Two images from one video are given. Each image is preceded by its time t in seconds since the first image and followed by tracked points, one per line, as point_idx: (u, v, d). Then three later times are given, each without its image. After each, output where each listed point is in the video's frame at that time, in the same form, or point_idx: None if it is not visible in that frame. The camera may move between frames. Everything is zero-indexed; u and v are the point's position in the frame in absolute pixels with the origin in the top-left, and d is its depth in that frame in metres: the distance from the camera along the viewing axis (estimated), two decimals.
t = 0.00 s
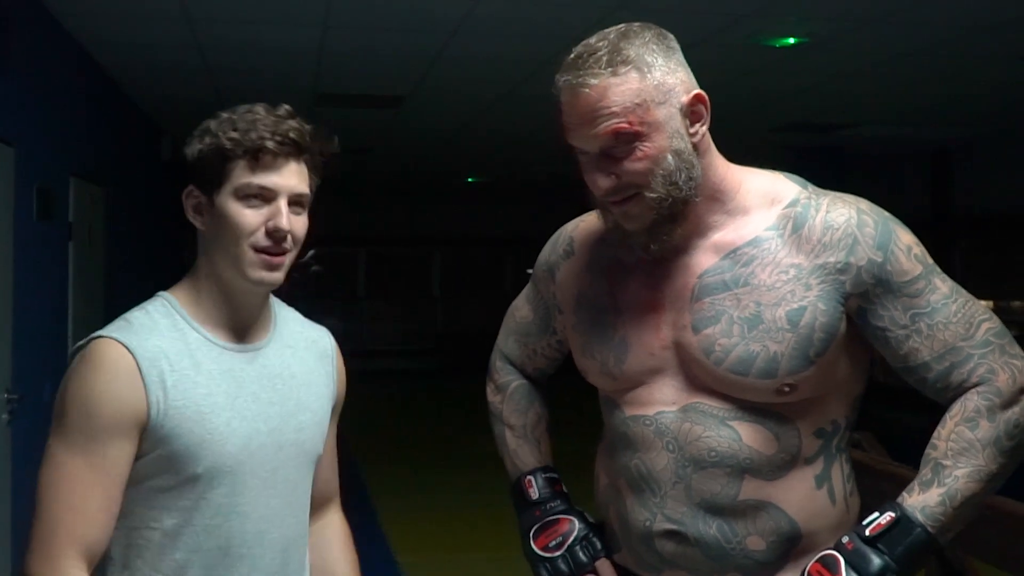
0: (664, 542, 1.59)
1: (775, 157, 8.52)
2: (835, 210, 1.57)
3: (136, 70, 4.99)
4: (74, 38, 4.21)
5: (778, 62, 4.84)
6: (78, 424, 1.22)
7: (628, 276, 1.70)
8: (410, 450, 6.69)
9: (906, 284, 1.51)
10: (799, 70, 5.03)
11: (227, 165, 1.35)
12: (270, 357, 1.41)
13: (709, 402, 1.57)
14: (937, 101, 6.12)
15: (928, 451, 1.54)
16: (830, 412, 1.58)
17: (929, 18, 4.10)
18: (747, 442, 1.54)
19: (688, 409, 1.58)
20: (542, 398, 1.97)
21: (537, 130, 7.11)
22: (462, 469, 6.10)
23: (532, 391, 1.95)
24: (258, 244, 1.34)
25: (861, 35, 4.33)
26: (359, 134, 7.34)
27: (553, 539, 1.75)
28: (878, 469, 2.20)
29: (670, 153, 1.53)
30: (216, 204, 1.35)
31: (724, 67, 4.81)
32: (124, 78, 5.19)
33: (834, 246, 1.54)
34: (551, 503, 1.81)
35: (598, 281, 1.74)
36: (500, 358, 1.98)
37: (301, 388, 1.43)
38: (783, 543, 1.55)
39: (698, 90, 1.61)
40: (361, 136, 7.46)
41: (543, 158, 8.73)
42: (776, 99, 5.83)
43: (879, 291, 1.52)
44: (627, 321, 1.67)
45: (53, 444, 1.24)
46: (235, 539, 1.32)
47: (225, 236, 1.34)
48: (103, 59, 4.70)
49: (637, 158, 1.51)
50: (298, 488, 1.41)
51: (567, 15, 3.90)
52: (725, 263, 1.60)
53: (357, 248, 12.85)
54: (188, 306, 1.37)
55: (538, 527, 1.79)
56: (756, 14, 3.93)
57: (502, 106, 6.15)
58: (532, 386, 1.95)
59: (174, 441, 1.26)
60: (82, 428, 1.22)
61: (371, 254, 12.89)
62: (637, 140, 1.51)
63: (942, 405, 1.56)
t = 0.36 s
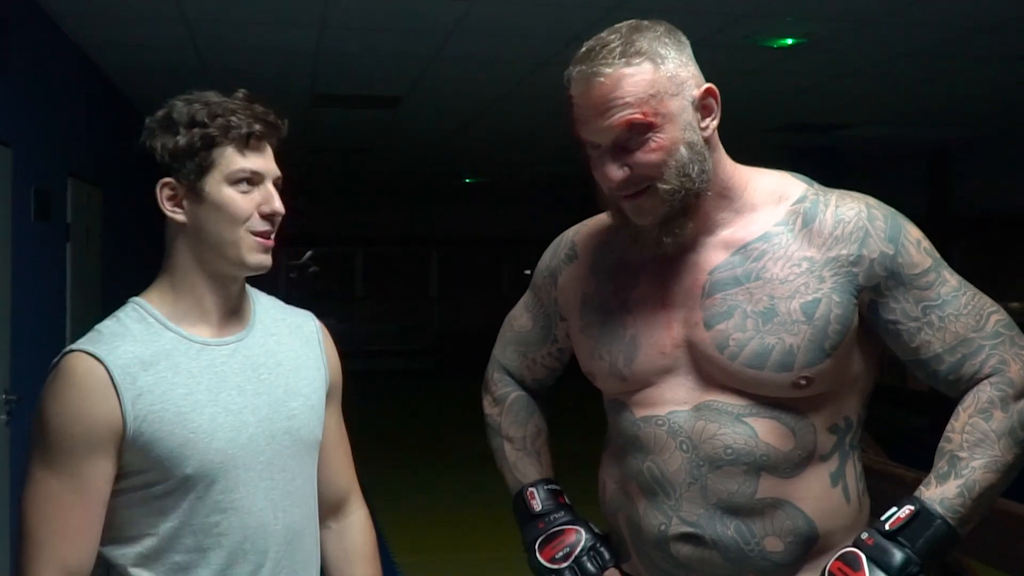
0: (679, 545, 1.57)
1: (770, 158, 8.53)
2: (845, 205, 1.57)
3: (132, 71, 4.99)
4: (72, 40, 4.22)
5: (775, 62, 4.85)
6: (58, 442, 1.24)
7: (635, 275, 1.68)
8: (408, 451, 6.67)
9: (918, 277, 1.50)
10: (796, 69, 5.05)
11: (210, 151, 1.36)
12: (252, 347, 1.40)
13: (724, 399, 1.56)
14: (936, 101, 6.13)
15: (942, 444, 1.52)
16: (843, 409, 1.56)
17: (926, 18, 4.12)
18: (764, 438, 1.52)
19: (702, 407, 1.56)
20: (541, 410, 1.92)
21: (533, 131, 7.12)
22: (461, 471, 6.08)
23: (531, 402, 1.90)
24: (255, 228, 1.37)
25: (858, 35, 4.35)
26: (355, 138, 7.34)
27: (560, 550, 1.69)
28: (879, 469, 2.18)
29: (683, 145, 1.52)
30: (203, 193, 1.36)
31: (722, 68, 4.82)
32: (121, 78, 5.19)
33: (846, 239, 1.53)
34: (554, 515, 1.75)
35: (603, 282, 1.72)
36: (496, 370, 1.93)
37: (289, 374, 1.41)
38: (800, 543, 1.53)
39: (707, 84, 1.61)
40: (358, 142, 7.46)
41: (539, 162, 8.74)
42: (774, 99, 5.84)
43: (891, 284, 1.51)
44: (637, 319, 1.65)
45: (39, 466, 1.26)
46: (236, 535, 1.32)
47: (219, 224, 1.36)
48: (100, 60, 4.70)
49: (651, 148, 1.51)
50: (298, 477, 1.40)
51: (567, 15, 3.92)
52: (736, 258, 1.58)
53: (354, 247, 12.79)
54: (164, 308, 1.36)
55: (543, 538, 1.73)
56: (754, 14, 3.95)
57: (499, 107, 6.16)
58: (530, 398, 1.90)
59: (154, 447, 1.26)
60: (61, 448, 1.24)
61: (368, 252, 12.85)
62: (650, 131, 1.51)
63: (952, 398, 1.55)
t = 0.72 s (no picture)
0: (670, 541, 1.56)
1: (773, 159, 8.51)
2: (847, 204, 1.55)
3: (133, 67, 4.97)
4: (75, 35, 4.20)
5: (779, 61, 4.82)
6: (63, 442, 1.22)
7: (633, 270, 1.66)
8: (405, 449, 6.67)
9: (918, 277, 1.49)
10: (800, 69, 5.02)
11: (226, 147, 1.33)
12: (260, 344, 1.39)
13: (718, 395, 1.54)
14: (939, 102, 6.10)
15: (938, 446, 1.51)
16: (839, 408, 1.55)
17: (931, 20, 4.10)
18: (757, 435, 1.51)
19: (695, 402, 1.55)
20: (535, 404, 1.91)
21: (536, 129, 7.10)
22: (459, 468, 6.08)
23: (525, 395, 1.89)
24: (271, 226, 1.35)
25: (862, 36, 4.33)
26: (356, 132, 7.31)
27: (552, 545, 1.68)
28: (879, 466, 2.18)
29: (690, 136, 1.51)
30: (218, 190, 1.33)
31: (726, 68, 4.79)
32: (122, 75, 5.17)
33: (846, 238, 1.51)
34: (547, 509, 1.74)
35: (600, 274, 1.70)
36: (491, 361, 1.91)
37: (296, 371, 1.40)
38: (793, 542, 1.52)
39: (715, 77, 1.59)
40: (359, 136, 7.43)
41: (540, 158, 8.72)
42: (778, 99, 5.81)
43: (891, 283, 1.49)
44: (633, 313, 1.63)
45: (43, 465, 1.24)
46: (244, 535, 1.31)
47: (234, 221, 1.33)
48: (101, 56, 4.69)
49: (657, 136, 1.49)
50: (305, 475, 1.39)
51: (571, 14, 3.90)
52: (735, 254, 1.57)
53: (353, 246, 12.89)
54: (170, 304, 1.35)
55: (535, 533, 1.71)
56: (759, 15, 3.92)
57: (502, 105, 6.15)
58: (524, 390, 1.89)
59: (164, 447, 1.25)
60: (67, 447, 1.22)
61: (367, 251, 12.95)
62: (656, 120, 1.49)
63: (951, 401, 1.53)
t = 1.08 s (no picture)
0: (649, 535, 1.55)
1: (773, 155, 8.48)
2: (833, 200, 1.54)
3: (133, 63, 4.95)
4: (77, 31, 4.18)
5: (781, 53, 4.79)
6: (77, 439, 1.22)
7: (620, 262, 1.65)
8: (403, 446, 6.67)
9: (903, 275, 1.48)
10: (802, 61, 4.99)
11: (239, 149, 1.31)
12: (269, 340, 1.38)
13: (699, 391, 1.54)
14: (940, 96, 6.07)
15: (922, 445, 1.50)
16: (822, 405, 1.54)
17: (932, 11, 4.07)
18: (737, 432, 1.50)
19: (677, 398, 1.54)
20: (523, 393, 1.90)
21: (538, 125, 7.07)
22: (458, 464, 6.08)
23: (513, 383, 1.88)
24: (281, 228, 1.34)
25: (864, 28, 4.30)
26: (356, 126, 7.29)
27: (535, 535, 1.68)
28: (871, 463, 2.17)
29: (678, 132, 1.50)
30: (230, 189, 1.31)
31: (726, 58, 4.75)
32: (122, 70, 5.14)
33: (832, 235, 1.50)
34: (531, 499, 1.73)
35: (587, 266, 1.69)
36: (480, 349, 1.90)
37: (304, 366, 1.39)
38: (772, 537, 1.51)
39: (703, 71, 1.58)
40: (359, 128, 7.40)
41: (541, 151, 8.69)
42: (779, 90, 5.77)
43: (877, 281, 1.49)
44: (618, 307, 1.62)
45: (56, 463, 1.24)
46: (255, 531, 1.31)
47: (245, 222, 1.32)
48: (102, 52, 4.66)
49: (645, 133, 1.48)
50: (314, 471, 1.39)
51: (573, 8, 3.87)
52: (720, 249, 1.56)
53: (354, 241, 12.97)
54: (178, 298, 1.34)
55: (519, 522, 1.71)
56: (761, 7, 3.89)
57: (505, 101, 6.13)
58: (512, 378, 1.88)
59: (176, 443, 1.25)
60: (81, 444, 1.22)
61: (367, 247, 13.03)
62: (645, 117, 1.48)
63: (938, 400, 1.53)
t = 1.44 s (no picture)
0: (638, 531, 1.55)
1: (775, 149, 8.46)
2: (822, 196, 1.54)
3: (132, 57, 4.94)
4: (78, 25, 4.17)
5: (783, 50, 4.77)
6: (77, 418, 1.23)
7: (610, 257, 1.65)
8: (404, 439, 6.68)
9: (892, 271, 1.48)
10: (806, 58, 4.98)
11: (211, 144, 1.33)
12: (277, 335, 1.38)
13: (688, 387, 1.54)
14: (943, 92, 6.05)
15: (909, 441, 1.50)
16: (809, 401, 1.55)
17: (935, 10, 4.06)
18: (726, 428, 1.51)
19: (665, 394, 1.54)
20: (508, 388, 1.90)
21: (538, 119, 7.05)
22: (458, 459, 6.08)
23: (498, 378, 1.88)
24: (240, 224, 1.32)
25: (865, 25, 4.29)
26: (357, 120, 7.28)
27: (521, 531, 1.69)
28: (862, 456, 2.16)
29: (671, 125, 1.50)
30: (204, 183, 1.34)
31: (732, 56, 4.74)
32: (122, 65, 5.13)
33: (821, 231, 1.50)
34: (517, 495, 1.74)
35: (575, 261, 1.69)
36: (464, 344, 1.90)
37: (309, 364, 1.39)
38: (760, 533, 1.52)
39: (698, 64, 1.59)
40: (360, 122, 7.39)
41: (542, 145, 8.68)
42: (783, 86, 5.76)
43: (865, 278, 1.49)
44: (607, 302, 1.62)
45: (56, 442, 1.25)
46: (248, 524, 1.31)
47: (212, 217, 1.33)
48: (103, 47, 4.65)
49: (639, 125, 1.48)
50: (314, 469, 1.38)
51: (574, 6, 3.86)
52: (709, 245, 1.56)
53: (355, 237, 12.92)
54: (187, 289, 1.35)
55: (505, 518, 1.71)
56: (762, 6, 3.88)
57: (506, 95, 6.11)
58: (497, 373, 1.88)
59: (174, 430, 1.26)
60: (81, 424, 1.23)
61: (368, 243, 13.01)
62: (639, 108, 1.48)
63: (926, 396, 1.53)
